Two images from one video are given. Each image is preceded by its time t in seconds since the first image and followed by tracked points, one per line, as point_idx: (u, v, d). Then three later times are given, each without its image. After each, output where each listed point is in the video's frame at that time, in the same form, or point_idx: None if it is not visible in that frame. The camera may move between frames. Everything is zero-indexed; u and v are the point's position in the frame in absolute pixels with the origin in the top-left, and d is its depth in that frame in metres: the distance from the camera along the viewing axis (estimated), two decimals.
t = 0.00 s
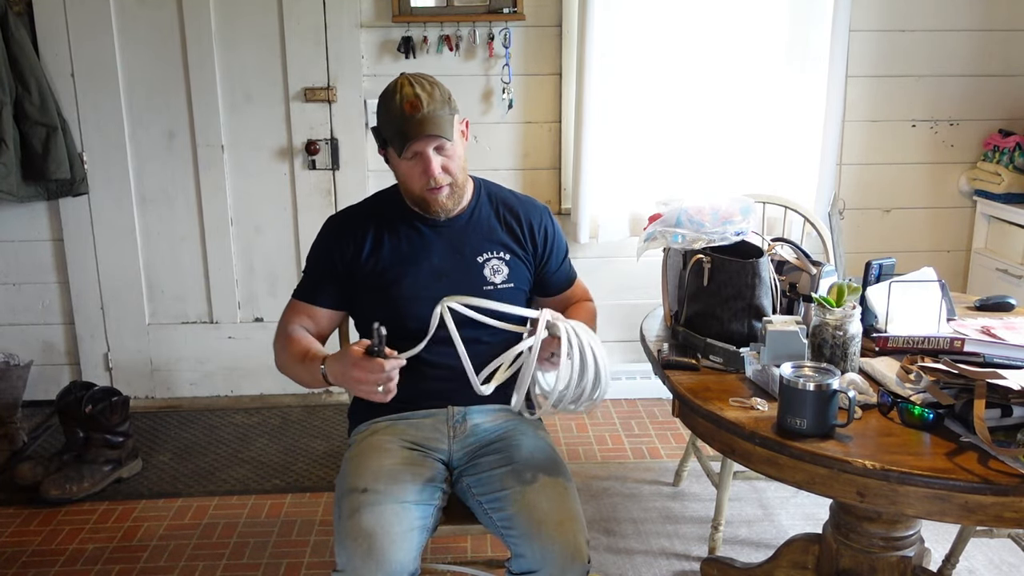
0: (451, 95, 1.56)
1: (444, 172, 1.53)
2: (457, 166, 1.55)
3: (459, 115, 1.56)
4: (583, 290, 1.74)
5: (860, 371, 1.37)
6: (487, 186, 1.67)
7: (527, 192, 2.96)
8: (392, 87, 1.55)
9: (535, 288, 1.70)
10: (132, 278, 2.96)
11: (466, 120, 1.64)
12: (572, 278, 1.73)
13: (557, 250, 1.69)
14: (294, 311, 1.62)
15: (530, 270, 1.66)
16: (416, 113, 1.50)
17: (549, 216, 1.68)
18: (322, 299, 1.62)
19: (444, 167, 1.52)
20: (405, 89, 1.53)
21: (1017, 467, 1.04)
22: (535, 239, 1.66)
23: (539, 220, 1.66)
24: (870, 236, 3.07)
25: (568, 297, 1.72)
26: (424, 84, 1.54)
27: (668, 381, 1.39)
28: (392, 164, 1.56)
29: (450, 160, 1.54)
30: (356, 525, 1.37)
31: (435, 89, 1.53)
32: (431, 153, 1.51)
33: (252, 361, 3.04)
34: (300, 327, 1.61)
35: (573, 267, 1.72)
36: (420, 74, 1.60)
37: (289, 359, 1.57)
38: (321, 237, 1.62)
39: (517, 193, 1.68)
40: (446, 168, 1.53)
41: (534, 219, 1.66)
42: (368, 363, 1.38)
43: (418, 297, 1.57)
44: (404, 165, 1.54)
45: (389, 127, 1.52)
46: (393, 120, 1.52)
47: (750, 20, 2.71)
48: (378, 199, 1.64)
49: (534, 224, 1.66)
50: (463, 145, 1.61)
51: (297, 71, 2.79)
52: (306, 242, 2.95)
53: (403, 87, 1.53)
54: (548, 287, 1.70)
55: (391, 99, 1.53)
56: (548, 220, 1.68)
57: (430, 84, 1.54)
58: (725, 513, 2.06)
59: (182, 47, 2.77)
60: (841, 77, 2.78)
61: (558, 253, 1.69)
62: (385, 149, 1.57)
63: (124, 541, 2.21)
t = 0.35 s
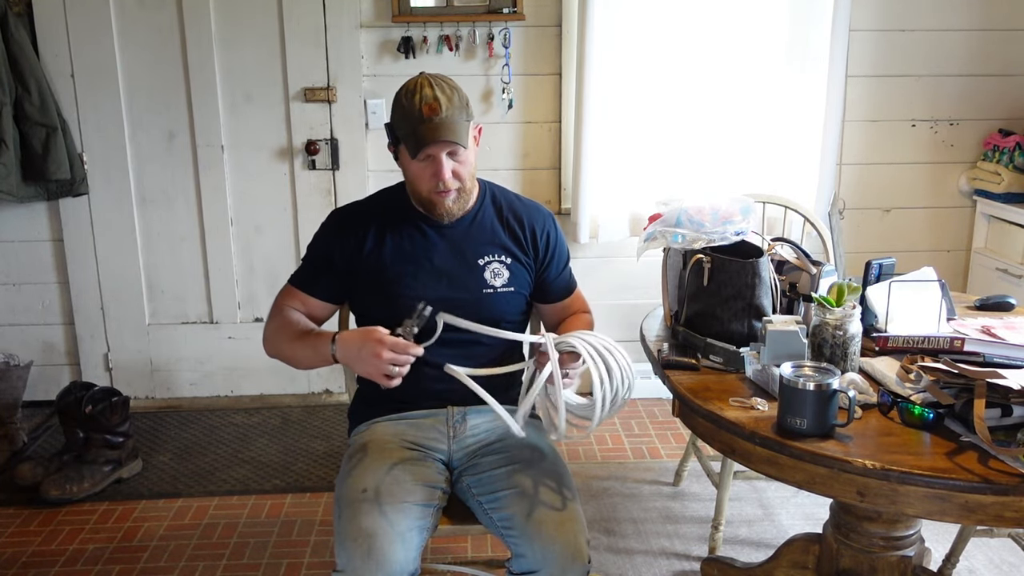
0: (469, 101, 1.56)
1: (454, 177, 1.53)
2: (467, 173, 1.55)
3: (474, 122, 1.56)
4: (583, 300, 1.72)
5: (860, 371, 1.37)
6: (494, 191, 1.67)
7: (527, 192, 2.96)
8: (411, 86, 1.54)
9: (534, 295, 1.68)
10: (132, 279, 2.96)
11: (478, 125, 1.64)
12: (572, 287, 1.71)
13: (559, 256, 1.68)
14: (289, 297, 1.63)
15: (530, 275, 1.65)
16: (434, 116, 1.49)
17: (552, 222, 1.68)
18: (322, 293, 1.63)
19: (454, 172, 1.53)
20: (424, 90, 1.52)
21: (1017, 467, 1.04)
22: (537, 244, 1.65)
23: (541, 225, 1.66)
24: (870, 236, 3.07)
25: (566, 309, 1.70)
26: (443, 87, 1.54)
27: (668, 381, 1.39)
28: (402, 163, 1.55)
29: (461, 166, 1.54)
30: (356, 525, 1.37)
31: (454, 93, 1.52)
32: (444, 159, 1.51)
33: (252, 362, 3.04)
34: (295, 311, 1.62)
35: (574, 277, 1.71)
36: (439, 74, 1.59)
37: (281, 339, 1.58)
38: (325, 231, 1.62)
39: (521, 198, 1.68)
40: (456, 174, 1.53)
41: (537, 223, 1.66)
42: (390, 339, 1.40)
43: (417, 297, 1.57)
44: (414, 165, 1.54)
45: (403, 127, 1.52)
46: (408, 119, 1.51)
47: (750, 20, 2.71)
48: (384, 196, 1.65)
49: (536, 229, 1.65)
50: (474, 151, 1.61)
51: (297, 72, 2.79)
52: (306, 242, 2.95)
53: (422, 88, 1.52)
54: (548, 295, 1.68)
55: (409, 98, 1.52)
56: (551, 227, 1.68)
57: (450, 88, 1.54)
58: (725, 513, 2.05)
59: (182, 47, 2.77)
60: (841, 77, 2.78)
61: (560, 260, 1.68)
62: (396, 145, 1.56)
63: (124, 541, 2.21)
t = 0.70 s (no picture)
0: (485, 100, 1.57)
1: (468, 172, 1.53)
2: (481, 169, 1.55)
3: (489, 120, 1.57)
4: (577, 309, 1.71)
5: (860, 371, 1.37)
6: (499, 191, 1.67)
7: (527, 192, 2.96)
8: (428, 80, 1.54)
9: (536, 297, 1.68)
10: (132, 278, 2.96)
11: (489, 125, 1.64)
12: (570, 293, 1.70)
13: (561, 259, 1.68)
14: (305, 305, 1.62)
15: (533, 275, 1.66)
16: (454, 110, 1.49)
17: (555, 226, 1.69)
18: (327, 292, 1.60)
19: (469, 167, 1.52)
20: (442, 85, 1.52)
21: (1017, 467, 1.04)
22: (540, 246, 1.65)
23: (544, 227, 1.66)
24: (870, 236, 3.07)
25: (562, 314, 1.69)
26: (462, 83, 1.54)
27: (668, 381, 1.39)
28: (416, 156, 1.54)
29: (476, 161, 1.54)
30: (356, 525, 1.37)
31: (473, 89, 1.53)
32: (461, 153, 1.51)
33: (252, 362, 3.04)
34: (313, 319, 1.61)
35: (572, 283, 1.70)
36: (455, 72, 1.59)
37: (309, 353, 1.57)
38: (330, 228, 1.62)
39: (526, 200, 1.68)
40: (471, 169, 1.53)
41: (540, 225, 1.66)
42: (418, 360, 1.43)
43: (421, 295, 1.57)
44: (429, 159, 1.53)
45: (421, 119, 1.51)
46: (427, 112, 1.50)
47: (750, 19, 2.72)
48: (390, 194, 1.64)
49: (539, 231, 1.65)
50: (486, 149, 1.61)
51: (297, 72, 2.79)
52: (306, 242, 2.95)
53: (441, 83, 1.52)
54: (547, 297, 1.68)
55: (426, 92, 1.52)
56: (553, 230, 1.68)
57: (469, 85, 1.54)
58: (725, 513, 2.05)
59: (182, 47, 2.77)
60: (841, 77, 2.78)
61: (561, 262, 1.68)
62: (410, 138, 1.55)
63: (124, 541, 2.21)
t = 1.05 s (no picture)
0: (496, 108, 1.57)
1: (478, 180, 1.52)
2: (490, 177, 1.55)
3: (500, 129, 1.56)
4: (577, 312, 1.71)
5: (860, 371, 1.37)
6: (502, 193, 1.67)
7: (527, 192, 2.96)
8: (443, 84, 1.53)
9: (537, 299, 1.68)
10: (132, 279, 2.96)
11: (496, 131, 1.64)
12: (571, 295, 1.70)
13: (563, 261, 1.68)
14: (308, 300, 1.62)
15: (534, 276, 1.66)
16: (468, 119, 1.49)
17: (557, 228, 1.69)
18: (333, 291, 1.61)
19: (479, 175, 1.52)
20: (458, 91, 1.51)
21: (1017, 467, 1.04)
22: (542, 248, 1.65)
23: (546, 229, 1.66)
24: (870, 236, 3.07)
25: (562, 316, 1.69)
26: (476, 91, 1.54)
27: (668, 381, 1.39)
28: (427, 160, 1.53)
29: (486, 169, 1.54)
30: (356, 526, 1.37)
31: (487, 98, 1.53)
32: (473, 162, 1.51)
33: (252, 362, 3.04)
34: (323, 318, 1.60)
35: (573, 286, 1.70)
36: (467, 77, 1.59)
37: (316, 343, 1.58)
38: (333, 226, 1.62)
39: (528, 202, 1.68)
40: (481, 177, 1.53)
41: (542, 227, 1.66)
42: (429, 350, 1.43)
43: (423, 295, 1.57)
44: (439, 164, 1.52)
45: (435, 124, 1.50)
46: (441, 118, 1.49)
47: (750, 19, 2.71)
48: (394, 193, 1.63)
49: (541, 233, 1.66)
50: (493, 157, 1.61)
51: (297, 72, 2.79)
52: (305, 242, 2.95)
53: (457, 89, 1.52)
54: (548, 300, 1.68)
55: (442, 97, 1.51)
56: (555, 232, 1.68)
57: (482, 93, 1.54)
58: (725, 513, 2.05)
59: (182, 47, 2.77)
60: (841, 77, 2.78)
61: (563, 264, 1.68)
62: (422, 142, 1.54)
63: (124, 541, 2.21)
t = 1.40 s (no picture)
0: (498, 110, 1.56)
1: (479, 182, 1.52)
2: (491, 179, 1.55)
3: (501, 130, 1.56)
4: (577, 313, 1.71)
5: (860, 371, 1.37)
6: (503, 193, 1.67)
7: (527, 192, 2.96)
8: (445, 87, 1.52)
9: (538, 300, 1.68)
10: (132, 279, 2.96)
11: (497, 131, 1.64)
12: (571, 296, 1.70)
13: (564, 262, 1.68)
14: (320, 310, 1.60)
15: (535, 277, 1.66)
16: (470, 123, 1.49)
17: (558, 229, 1.69)
18: (340, 296, 1.59)
19: (480, 177, 1.52)
20: (460, 94, 1.51)
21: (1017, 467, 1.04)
22: (543, 249, 1.65)
23: (547, 230, 1.66)
24: (870, 236, 3.07)
25: (562, 317, 1.69)
26: (477, 93, 1.54)
27: (668, 381, 1.39)
28: (428, 163, 1.53)
29: (488, 172, 1.54)
30: (356, 526, 1.37)
31: (489, 100, 1.52)
32: (474, 165, 1.50)
33: (252, 362, 3.04)
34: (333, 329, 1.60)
35: (574, 287, 1.70)
36: (468, 78, 1.58)
37: (332, 360, 1.57)
38: (337, 228, 1.61)
39: (530, 203, 1.68)
40: (482, 179, 1.52)
41: (543, 228, 1.66)
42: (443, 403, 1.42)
43: (426, 296, 1.57)
44: (440, 167, 1.52)
45: (436, 127, 1.49)
46: (442, 121, 1.49)
47: (750, 19, 2.71)
48: (397, 194, 1.63)
49: (542, 233, 1.66)
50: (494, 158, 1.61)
51: (297, 72, 2.79)
52: (306, 242, 2.95)
53: (459, 92, 1.51)
54: (549, 301, 1.68)
55: (443, 100, 1.50)
56: (557, 233, 1.68)
57: (484, 95, 1.53)
58: (725, 513, 2.05)
59: (182, 47, 2.77)
60: (841, 77, 2.78)
61: (564, 265, 1.68)
62: (423, 144, 1.53)
63: (124, 541, 2.21)
